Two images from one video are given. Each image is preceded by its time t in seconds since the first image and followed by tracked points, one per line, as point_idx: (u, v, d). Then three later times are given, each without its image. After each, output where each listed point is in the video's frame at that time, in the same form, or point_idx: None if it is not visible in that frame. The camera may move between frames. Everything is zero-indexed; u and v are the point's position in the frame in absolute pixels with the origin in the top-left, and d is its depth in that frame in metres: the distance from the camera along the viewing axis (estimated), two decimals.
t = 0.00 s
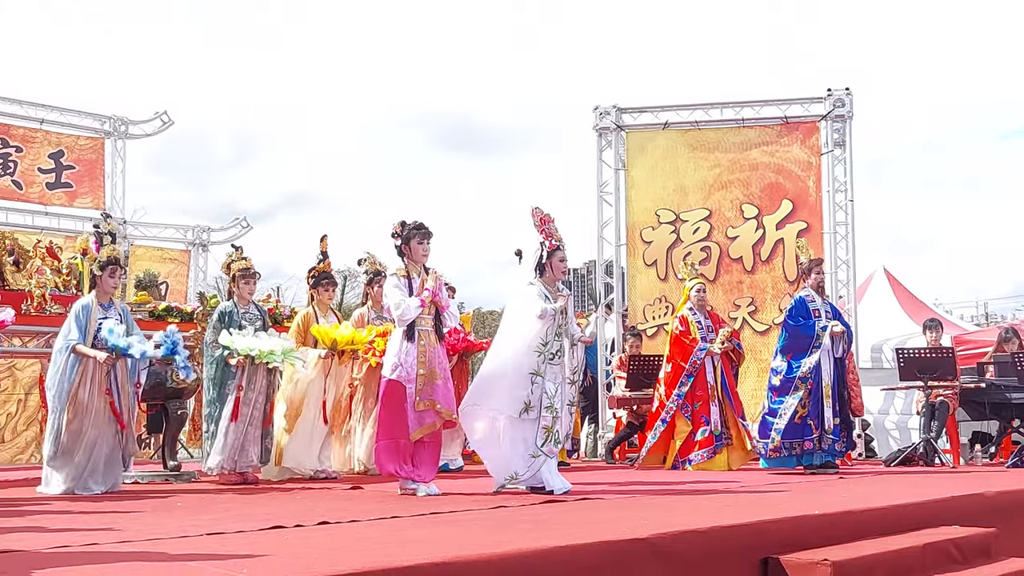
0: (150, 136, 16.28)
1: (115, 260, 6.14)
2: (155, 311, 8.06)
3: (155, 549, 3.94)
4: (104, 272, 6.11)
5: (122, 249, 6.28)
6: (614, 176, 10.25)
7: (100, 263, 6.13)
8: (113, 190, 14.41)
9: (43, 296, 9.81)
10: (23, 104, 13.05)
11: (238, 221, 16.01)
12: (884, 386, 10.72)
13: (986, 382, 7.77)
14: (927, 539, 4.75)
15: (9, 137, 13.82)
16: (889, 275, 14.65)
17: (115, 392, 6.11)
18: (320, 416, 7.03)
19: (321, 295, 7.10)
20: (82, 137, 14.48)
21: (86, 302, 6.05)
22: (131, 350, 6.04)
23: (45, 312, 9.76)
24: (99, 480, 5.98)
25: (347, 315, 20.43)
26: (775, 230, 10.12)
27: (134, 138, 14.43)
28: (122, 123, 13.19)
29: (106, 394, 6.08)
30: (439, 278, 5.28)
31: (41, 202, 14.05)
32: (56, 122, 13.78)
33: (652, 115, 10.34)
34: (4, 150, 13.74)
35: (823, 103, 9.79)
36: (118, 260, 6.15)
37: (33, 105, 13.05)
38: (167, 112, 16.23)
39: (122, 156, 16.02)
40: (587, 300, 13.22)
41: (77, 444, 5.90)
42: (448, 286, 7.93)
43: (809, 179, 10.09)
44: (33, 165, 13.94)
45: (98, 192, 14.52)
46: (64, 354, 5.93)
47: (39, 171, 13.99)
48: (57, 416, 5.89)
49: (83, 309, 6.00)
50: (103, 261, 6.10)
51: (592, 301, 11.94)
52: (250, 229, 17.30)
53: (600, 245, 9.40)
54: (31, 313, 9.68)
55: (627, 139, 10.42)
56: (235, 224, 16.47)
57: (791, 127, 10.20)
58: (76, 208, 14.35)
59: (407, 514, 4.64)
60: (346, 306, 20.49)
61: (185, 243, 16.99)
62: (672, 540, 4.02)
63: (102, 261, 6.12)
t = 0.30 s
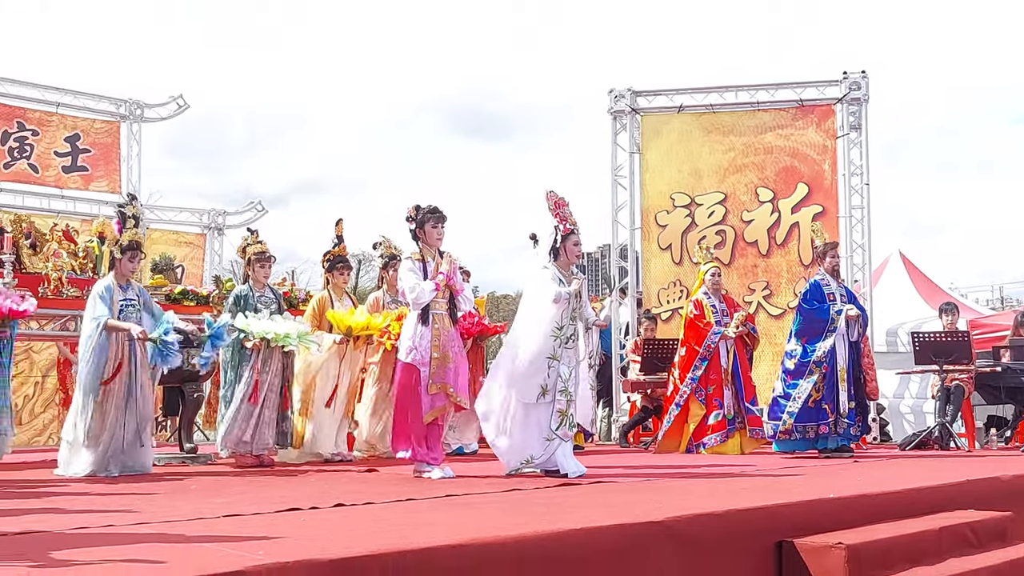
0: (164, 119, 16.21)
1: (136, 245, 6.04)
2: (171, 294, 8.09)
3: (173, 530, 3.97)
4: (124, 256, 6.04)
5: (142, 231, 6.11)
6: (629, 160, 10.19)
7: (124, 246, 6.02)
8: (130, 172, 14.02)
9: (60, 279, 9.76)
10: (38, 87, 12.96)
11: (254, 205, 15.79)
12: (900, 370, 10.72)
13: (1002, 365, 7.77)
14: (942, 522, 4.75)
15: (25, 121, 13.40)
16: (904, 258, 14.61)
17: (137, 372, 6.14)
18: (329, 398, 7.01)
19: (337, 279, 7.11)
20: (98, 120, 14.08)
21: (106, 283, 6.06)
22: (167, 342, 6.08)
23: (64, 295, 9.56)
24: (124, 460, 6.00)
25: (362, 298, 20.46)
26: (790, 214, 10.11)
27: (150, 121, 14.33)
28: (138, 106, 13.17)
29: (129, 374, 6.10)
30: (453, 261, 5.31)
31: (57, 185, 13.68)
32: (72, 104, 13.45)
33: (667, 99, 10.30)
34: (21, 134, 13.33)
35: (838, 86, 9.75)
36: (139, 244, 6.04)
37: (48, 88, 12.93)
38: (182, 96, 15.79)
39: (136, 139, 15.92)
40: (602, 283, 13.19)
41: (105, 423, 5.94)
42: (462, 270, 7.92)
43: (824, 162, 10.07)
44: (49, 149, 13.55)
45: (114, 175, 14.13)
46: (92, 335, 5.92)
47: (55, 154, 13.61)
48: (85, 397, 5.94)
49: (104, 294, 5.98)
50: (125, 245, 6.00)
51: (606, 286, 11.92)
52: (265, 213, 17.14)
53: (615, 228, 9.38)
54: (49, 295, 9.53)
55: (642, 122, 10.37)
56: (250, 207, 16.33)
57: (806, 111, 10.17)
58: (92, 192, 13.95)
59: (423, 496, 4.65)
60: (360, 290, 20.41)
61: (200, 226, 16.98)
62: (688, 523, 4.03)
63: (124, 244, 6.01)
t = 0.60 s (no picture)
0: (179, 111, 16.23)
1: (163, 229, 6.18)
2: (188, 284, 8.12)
3: (188, 520, 3.98)
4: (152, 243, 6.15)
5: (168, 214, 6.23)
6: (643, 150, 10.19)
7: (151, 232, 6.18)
8: (144, 164, 14.09)
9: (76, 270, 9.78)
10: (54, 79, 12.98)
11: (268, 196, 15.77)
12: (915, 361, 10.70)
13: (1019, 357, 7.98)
14: (957, 514, 4.74)
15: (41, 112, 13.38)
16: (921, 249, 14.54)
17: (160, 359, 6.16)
18: (346, 392, 6.99)
19: (350, 270, 7.09)
20: (113, 112, 14.13)
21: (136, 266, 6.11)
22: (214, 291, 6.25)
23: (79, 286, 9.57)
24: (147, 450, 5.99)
25: (376, 289, 20.50)
26: (805, 205, 10.08)
27: (165, 113, 14.31)
28: (153, 98, 13.20)
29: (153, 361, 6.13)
30: (467, 253, 5.28)
31: (72, 177, 13.71)
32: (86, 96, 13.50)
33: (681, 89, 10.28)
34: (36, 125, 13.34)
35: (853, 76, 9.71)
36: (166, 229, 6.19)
37: (64, 80, 12.98)
38: (196, 86, 15.34)
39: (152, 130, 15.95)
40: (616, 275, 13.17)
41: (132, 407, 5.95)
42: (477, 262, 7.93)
43: (838, 153, 10.04)
44: (65, 141, 13.57)
45: (129, 167, 14.14)
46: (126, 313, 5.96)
47: (71, 146, 13.63)
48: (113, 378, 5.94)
49: (137, 271, 6.03)
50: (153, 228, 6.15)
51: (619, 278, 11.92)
52: (279, 204, 17.16)
53: (629, 220, 9.37)
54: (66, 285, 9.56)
55: (656, 113, 10.35)
56: (265, 198, 16.32)
57: (820, 101, 10.13)
58: (107, 183, 14.02)
59: (437, 486, 4.66)
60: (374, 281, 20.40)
61: (215, 217, 17.02)
62: (703, 514, 4.02)
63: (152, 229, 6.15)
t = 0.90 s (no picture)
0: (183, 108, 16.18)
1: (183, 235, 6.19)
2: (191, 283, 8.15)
3: (192, 520, 3.97)
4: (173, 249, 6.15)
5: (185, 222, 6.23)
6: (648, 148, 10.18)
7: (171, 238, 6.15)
8: (149, 162, 14.09)
9: (80, 268, 9.78)
10: (58, 77, 12.96)
11: (272, 193, 15.76)
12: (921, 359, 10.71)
13: None
14: (962, 512, 4.73)
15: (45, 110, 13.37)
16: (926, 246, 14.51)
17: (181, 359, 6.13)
18: (353, 391, 7.06)
19: (354, 269, 7.08)
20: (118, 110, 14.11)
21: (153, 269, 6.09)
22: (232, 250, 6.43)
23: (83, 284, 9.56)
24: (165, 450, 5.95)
25: (382, 287, 20.49)
26: (810, 202, 10.07)
27: (170, 110, 14.27)
28: (157, 95, 13.18)
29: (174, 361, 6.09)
30: (472, 250, 5.29)
31: (77, 175, 13.70)
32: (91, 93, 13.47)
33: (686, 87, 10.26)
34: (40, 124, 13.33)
35: (859, 74, 9.69)
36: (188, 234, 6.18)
37: (68, 78, 13.00)
38: (200, 85, 15.48)
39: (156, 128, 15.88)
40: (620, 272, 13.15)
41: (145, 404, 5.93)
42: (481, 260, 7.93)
43: (844, 151, 10.02)
44: (69, 139, 13.57)
45: (133, 165, 14.15)
46: (142, 311, 5.94)
47: (75, 144, 13.62)
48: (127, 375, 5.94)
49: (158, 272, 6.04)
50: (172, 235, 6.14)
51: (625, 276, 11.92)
52: (283, 202, 17.14)
53: (634, 217, 9.36)
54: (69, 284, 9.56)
55: (661, 111, 10.36)
56: (269, 195, 16.31)
57: (826, 99, 10.11)
58: (111, 181, 14.04)
59: (441, 485, 4.65)
60: (379, 278, 20.39)
61: (220, 215, 17.01)
62: (707, 513, 4.01)
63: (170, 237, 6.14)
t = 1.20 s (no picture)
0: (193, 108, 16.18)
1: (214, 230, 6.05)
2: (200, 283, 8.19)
3: (203, 520, 3.98)
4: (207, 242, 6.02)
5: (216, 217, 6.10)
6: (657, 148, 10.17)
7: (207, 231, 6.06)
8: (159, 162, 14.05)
9: (91, 268, 9.82)
10: (68, 77, 12.98)
11: (281, 193, 15.72)
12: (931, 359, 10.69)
13: None
14: (973, 513, 4.72)
15: (55, 110, 13.41)
16: (936, 246, 14.48)
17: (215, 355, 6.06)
18: (356, 390, 7.02)
19: (363, 270, 7.12)
20: (128, 109, 14.13)
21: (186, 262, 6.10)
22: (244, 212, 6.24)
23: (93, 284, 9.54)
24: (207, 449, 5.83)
25: (390, 287, 20.48)
26: (820, 202, 10.05)
27: (181, 110, 14.26)
28: (167, 95, 13.20)
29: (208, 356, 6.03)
30: (481, 250, 5.30)
31: (87, 175, 13.72)
32: (101, 93, 13.49)
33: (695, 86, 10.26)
34: (51, 123, 13.36)
35: (869, 73, 9.67)
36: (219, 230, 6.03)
37: (79, 79, 13.03)
38: (210, 85, 15.55)
39: (165, 128, 15.88)
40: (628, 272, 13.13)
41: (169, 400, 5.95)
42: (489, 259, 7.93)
43: (854, 150, 10.01)
44: (79, 139, 13.59)
45: (143, 164, 14.23)
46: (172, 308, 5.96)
47: (85, 144, 13.64)
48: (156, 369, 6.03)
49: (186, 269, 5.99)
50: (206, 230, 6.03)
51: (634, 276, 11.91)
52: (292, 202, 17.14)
53: (644, 216, 9.35)
54: (79, 284, 9.56)
55: (671, 110, 10.34)
56: (279, 195, 16.31)
57: (836, 99, 10.10)
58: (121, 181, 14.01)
59: (452, 485, 4.65)
60: (387, 278, 20.39)
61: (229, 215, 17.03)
62: (719, 514, 4.01)
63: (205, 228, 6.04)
